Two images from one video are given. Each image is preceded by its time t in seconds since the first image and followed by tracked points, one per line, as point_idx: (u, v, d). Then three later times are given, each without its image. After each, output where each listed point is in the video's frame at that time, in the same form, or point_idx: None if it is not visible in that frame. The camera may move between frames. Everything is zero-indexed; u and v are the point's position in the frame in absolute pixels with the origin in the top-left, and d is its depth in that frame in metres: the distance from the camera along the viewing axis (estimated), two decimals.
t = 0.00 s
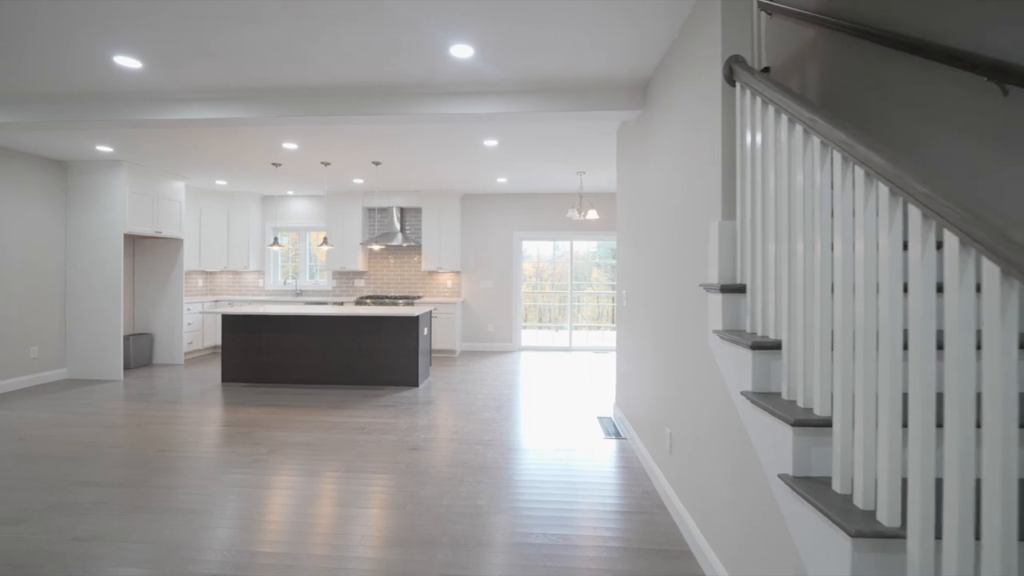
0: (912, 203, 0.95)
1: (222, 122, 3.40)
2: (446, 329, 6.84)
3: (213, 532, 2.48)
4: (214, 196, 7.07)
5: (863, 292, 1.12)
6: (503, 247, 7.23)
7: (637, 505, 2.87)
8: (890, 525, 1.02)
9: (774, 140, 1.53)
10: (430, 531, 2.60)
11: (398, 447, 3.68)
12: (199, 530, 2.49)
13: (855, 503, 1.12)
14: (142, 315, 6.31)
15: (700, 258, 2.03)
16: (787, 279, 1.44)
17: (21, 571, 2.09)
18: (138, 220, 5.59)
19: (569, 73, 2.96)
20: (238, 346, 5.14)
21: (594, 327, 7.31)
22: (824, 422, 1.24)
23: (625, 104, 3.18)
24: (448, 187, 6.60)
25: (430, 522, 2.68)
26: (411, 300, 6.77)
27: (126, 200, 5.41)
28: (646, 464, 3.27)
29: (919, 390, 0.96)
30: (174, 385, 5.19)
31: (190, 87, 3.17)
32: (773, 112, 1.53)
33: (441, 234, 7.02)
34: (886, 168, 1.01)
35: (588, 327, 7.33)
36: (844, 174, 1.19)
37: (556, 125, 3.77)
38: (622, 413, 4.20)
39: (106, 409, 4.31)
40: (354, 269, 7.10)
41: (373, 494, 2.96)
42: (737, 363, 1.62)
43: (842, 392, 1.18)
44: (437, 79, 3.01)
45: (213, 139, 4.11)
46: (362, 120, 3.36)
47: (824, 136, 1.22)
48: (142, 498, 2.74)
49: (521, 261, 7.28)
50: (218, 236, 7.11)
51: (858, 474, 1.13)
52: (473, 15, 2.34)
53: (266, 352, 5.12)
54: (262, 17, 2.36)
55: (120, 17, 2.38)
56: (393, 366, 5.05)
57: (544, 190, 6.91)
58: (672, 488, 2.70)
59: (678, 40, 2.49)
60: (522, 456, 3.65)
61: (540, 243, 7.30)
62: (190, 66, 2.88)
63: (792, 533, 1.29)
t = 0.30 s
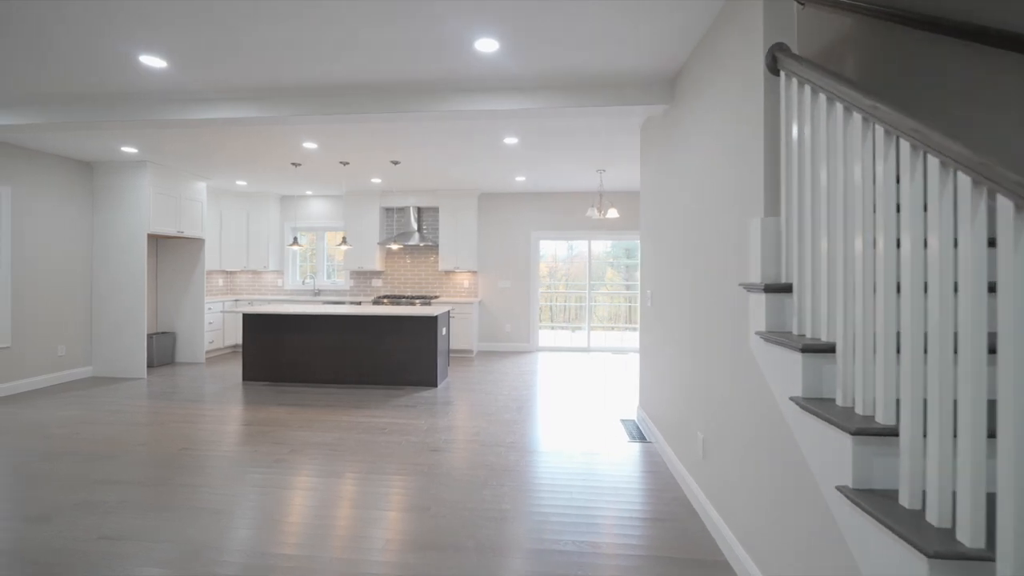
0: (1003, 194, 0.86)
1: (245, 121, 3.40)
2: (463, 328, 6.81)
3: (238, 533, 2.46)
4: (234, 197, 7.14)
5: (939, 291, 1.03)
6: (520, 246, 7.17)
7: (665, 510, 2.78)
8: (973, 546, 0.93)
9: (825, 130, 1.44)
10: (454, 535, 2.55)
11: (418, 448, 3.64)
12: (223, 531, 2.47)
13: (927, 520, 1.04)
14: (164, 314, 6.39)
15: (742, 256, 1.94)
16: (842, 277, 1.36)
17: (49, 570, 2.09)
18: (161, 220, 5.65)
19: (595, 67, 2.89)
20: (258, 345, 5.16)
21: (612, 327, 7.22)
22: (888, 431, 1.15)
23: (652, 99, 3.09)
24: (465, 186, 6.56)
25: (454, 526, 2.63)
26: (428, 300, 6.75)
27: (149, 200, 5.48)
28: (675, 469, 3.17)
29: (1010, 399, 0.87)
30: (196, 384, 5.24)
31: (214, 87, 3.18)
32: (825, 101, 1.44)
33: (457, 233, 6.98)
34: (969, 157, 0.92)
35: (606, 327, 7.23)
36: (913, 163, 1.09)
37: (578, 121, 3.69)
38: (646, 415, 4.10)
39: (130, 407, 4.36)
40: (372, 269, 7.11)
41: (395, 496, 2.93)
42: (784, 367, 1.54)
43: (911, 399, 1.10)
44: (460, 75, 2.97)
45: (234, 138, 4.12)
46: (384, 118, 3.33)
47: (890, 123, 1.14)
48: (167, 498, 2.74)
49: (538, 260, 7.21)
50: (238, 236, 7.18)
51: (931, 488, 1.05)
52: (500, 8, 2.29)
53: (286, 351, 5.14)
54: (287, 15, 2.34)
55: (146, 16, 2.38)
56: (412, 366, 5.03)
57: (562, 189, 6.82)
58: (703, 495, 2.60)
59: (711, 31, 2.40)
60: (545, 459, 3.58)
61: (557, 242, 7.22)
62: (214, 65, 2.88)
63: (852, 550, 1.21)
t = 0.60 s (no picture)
0: None
1: (266, 120, 3.39)
2: (480, 328, 6.77)
3: (262, 534, 2.44)
4: (253, 197, 7.20)
5: None
6: (537, 246, 7.10)
7: (695, 517, 2.68)
8: None
9: (885, 119, 1.34)
10: (478, 539, 2.49)
11: (439, 450, 3.60)
12: (247, 531, 2.46)
13: (1011, 539, 0.95)
14: (186, 314, 6.47)
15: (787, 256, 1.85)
16: (907, 277, 1.26)
17: (77, 570, 2.08)
18: (183, 220, 5.71)
19: (622, 61, 2.81)
20: (278, 344, 5.18)
21: (631, 328, 7.11)
22: (963, 443, 1.07)
23: (680, 94, 3.01)
24: (483, 185, 6.52)
25: (479, 530, 2.57)
26: (445, 300, 6.73)
27: (171, 201, 5.54)
28: (705, 474, 3.06)
29: None
30: (217, 382, 5.27)
31: (237, 85, 3.17)
32: (884, 88, 1.34)
33: (474, 233, 6.93)
34: None
35: (625, 328, 7.13)
36: (995, 155, 0.99)
37: (602, 117, 3.62)
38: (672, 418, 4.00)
39: (154, 405, 4.40)
40: (389, 268, 7.11)
41: (417, 498, 2.89)
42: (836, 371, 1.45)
43: (993, 411, 1.00)
44: (484, 71, 2.92)
45: (255, 138, 4.13)
46: (406, 116, 3.30)
47: (966, 113, 1.04)
48: (191, 497, 2.74)
49: (555, 260, 7.14)
50: (257, 236, 7.24)
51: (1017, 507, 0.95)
52: None
53: (305, 351, 5.15)
54: (312, 10, 2.30)
55: (171, 14, 2.37)
56: (430, 366, 5.00)
57: (580, 187, 6.74)
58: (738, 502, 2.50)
59: (746, 20, 2.31)
60: (569, 462, 3.50)
61: (575, 241, 7.13)
62: (238, 64, 2.87)
63: (923, 570, 1.12)
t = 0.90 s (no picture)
0: None
1: (284, 118, 3.38)
2: (495, 328, 6.73)
3: (282, 535, 2.41)
4: (270, 197, 7.25)
5: None
6: (552, 245, 7.04)
7: (724, 523, 2.57)
8: None
9: (946, 103, 1.24)
10: (500, 542, 2.43)
11: (458, 451, 3.56)
12: (267, 532, 2.43)
13: None
14: (204, 313, 6.54)
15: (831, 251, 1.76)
16: (973, 272, 1.16)
17: (98, 570, 2.07)
18: (201, 220, 5.76)
19: (647, 53, 2.73)
20: (295, 344, 5.19)
21: (648, 328, 7.01)
22: None
23: (706, 86, 2.92)
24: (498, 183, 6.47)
25: (500, 533, 2.52)
26: (460, 299, 6.70)
27: (190, 201, 5.59)
28: (733, 479, 2.94)
29: None
30: (235, 381, 5.30)
31: (255, 84, 3.16)
32: (944, 70, 1.24)
33: (489, 232, 6.88)
34: None
35: (642, 328, 7.03)
36: None
37: (623, 111, 3.54)
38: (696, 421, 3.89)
39: (173, 404, 4.43)
40: (404, 268, 7.11)
41: (437, 500, 2.85)
42: (889, 373, 1.35)
43: None
44: (505, 65, 2.86)
45: (273, 137, 4.14)
46: (424, 112, 3.26)
47: None
48: (211, 497, 2.73)
49: (571, 260, 7.07)
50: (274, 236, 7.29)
51: None
52: None
53: (321, 350, 5.15)
54: (332, 5, 2.27)
55: (191, 11, 2.35)
56: (446, 366, 4.96)
57: (596, 185, 6.65)
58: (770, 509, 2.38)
59: (780, 7, 2.21)
60: (589, 465, 3.42)
61: (592, 240, 7.05)
62: (257, 61, 2.85)
63: None
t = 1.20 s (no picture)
0: None
1: (301, 115, 3.35)
2: (511, 328, 6.66)
3: (299, 537, 2.37)
4: (286, 197, 7.27)
5: None
6: (569, 243, 6.95)
7: (755, 530, 2.45)
8: None
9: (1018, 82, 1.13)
10: (521, 547, 2.36)
11: (476, 452, 3.50)
12: (284, 533, 2.40)
13: None
14: (221, 312, 6.58)
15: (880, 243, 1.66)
16: None
17: (116, 569, 2.05)
18: (219, 219, 5.79)
19: (673, 41, 2.63)
20: (312, 343, 5.18)
21: (666, 328, 6.90)
22: None
23: (734, 77, 2.81)
24: (514, 182, 6.40)
25: (521, 537, 2.45)
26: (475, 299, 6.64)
27: (208, 200, 5.62)
28: (764, 485, 2.81)
29: None
30: (252, 380, 5.32)
31: (272, 80, 3.14)
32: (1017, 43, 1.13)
33: (505, 231, 6.81)
34: None
35: (660, 328, 6.92)
36: None
37: (645, 105, 3.45)
38: (721, 423, 3.77)
39: (191, 402, 4.45)
40: (418, 267, 7.08)
41: (456, 502, 2.79)
42: (950, 375, 1.25)
43: None
44: (526, 57, 2.80)
45: (291, 135, 4.13)
46: (442, 107, 3.21)
47: None
48: (229, 497, 2.71)
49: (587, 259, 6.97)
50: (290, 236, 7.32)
51: None
52: None
53: (337, 350, 5.14)
54: None
55: (209, 5, 2.32)
56: (462, 366, 4.90)
57: (613, 183, 6.54)
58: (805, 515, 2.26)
59: None
60: (608, 467, 3.33)
61: (609, 238, 6.95)
62: (275, 56, 2.83)
63: None
